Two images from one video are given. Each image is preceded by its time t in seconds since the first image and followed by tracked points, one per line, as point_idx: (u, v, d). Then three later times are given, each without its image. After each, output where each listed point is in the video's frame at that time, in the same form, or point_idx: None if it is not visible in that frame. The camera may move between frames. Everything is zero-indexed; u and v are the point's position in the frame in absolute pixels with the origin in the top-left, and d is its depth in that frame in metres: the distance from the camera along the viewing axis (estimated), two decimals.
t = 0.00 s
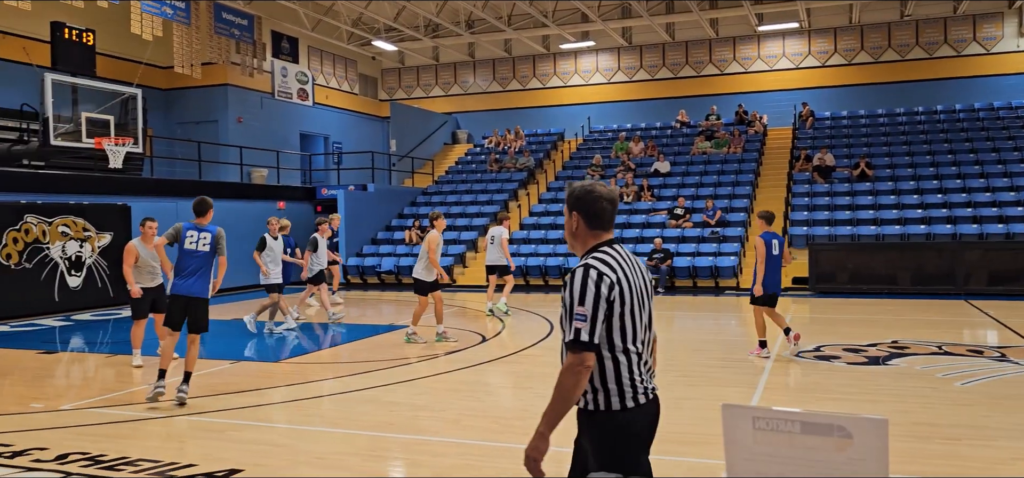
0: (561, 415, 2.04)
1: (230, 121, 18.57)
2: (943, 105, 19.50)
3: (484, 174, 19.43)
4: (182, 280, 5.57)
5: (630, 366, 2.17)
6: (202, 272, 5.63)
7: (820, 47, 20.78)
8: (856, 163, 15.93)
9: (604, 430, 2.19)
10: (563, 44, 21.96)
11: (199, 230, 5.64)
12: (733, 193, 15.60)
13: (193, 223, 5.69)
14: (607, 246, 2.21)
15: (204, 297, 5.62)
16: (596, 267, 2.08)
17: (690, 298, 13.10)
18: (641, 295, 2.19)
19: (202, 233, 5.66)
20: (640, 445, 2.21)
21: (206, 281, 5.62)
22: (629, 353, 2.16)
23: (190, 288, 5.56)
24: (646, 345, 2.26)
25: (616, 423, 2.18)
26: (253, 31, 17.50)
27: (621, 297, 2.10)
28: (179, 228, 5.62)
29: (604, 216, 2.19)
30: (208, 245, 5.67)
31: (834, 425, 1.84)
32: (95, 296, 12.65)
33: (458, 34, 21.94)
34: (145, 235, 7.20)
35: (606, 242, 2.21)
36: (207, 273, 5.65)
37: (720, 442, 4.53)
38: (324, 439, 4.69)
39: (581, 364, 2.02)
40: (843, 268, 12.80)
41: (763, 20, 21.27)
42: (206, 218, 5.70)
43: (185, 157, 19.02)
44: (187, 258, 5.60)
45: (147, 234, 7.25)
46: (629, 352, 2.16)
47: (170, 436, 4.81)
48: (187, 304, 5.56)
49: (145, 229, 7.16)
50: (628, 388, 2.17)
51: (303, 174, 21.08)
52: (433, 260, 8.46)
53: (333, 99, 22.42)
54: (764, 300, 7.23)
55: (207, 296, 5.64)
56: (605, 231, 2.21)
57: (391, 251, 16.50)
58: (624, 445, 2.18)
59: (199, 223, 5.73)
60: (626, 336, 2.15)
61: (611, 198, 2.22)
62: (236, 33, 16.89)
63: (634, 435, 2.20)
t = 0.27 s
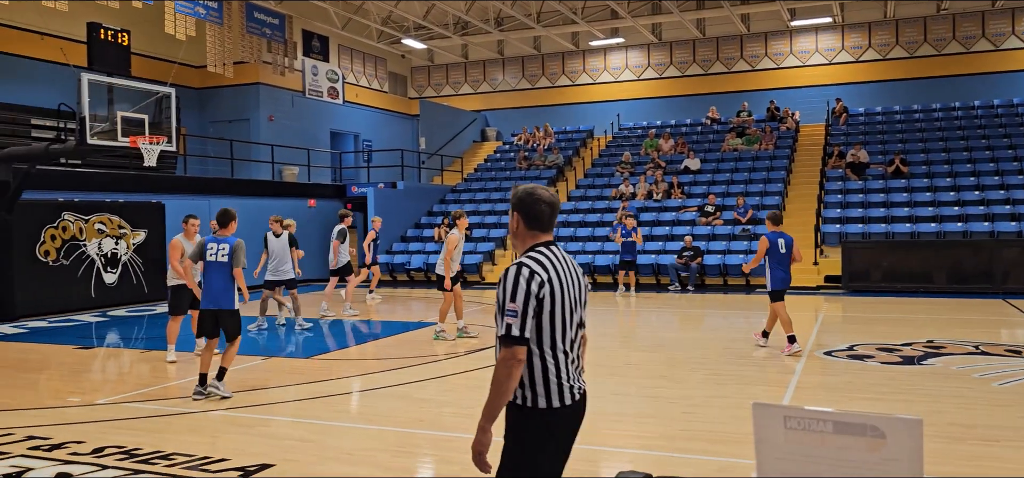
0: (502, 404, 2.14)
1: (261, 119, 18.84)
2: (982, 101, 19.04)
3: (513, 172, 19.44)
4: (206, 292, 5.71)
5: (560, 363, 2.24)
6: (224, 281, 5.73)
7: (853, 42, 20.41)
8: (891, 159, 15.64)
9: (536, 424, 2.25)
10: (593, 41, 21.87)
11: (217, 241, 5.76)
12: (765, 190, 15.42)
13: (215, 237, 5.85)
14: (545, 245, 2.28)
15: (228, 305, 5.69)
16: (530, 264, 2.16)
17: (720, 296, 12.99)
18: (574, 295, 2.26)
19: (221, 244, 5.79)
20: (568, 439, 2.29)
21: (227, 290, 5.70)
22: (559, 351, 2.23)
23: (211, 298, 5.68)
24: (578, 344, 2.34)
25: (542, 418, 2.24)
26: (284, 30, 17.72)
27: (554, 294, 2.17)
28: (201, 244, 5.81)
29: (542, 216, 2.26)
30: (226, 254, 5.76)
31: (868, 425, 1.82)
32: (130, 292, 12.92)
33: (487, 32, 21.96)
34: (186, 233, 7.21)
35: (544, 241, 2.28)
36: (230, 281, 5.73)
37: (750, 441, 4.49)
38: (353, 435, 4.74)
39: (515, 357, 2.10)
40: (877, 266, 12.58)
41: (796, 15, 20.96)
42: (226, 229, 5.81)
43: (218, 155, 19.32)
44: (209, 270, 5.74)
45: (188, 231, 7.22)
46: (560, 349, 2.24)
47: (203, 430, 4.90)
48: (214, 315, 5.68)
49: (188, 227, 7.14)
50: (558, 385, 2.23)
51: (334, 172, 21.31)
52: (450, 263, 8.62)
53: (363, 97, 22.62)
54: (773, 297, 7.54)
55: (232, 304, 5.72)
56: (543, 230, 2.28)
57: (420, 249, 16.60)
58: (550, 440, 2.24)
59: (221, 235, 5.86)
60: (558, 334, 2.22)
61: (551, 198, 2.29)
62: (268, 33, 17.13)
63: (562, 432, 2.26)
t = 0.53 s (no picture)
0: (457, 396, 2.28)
1: (287, 118, 19.02)
2: (1015, 97, 18.64)
3: (537, 169, 19.43)
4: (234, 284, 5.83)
5: (505, 353, 2.42)
6: (249, 273, 5.79)
7: (882, 38, 20.09)
8: (921, 156, 15.39)
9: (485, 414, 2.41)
10: (617, 38, 21.77)
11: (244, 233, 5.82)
12: (791, 187, 15.26)
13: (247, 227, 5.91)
14: (488, 241, 2.46)
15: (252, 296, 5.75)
16: (473, 260, 2.33)
17: (746, 294, 12.88)
18: (516, 288, 2.45)
19: (248, 234, 5.80)
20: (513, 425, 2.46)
21: (251, 282, 5.76)
22: (503, 341, 2.41)
23: (238, 288, 5.77)
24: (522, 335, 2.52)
25: (491, 406, 2.41)
26: (309, 29, 17.89)
27: (496, 287, 2.36)
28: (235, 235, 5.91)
29: (483, 215, 2.44)
30: (250, 245, 5.78)
31: (896, 425, 1.82)
32: (157, 288, 13.17)
33: (511, 29, 21.95)
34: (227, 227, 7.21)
35: (487, 237, 2.46)
36: (254, 273, 5.77)
37: (776, 441, 4.45)
38: (377, 432, 4.78)
39: (464, 349, 2.25)
40: (906, 265, 12.38)
41: (824, 11, 20.67)
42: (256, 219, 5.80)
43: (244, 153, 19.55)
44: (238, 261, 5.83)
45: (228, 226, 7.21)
46: (505, 339, 2.42)
47: (230, 426, 4.98)
48: (241, 306, 5.79)
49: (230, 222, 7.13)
50: (501, 374, 2.41)
51: (359, 170, 21.46)
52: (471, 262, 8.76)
53: (388, 95, 22.75)
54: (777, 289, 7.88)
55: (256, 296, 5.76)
56: (485, 227, 2.46)
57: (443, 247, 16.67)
58: (497, 426, 2.42)
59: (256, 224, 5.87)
60: (503, 325, 2.41)
61: (492, 197, 2.47)
62: (293, 32, 17.29)
63: (508, 419, 2.44)
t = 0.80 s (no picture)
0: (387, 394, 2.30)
1: (308, 116, 19.15)
2: None
3: (556, 167, 19.40)
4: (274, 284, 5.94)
5: (439, 350, 2.38)
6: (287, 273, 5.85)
7: (906, 34, 19.83)
8: (945, 154, 15.17)
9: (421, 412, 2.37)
10: (637, 36, 21.68)
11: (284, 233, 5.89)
12: (813, 186, 15.12)
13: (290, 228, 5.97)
14: (427, 239, 2.43)
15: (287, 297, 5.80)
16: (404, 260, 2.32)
17: (766, 293, 12.78)
18: (451, 285, 2.41)
19: (289, 235, 5.88)
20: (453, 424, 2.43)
21: (288, 282, 5.82)
22: (437, 338, 2.38)
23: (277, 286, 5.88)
24: (460, 331, 2.48)
25: (427, 402, 2.37)
26: (330, 27, 18.02)
27: (426, 288, 2.33)
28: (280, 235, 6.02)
29: (422, 214, 2.41)
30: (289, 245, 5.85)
31: (918, 426, 1.99)
32: (179, 285, 13.34)
33: (531, 27, 21.94)
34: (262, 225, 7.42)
35: (426, 236, 2.43)
36: (292, 273, 5.82)
37: (797, 441, 4.41)
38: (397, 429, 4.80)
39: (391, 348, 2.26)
40: (930, 264, 12.21)
41: (847, 7, 20.43)
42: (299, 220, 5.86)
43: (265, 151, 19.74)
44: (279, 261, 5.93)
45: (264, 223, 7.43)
46: (439, 336, 2.39)
47: (251, 422, 5.03)
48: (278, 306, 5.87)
49: (265, 221, 7.38)
50: (435, 371, 2.37)
51: (378, 168, 21.56)
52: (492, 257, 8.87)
53: (408, 94, 22.84)
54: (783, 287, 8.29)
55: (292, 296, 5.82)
56: (424, 226, 2.43)
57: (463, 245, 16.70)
58: (433, 421, 2.38)
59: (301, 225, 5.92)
60: (435, 322, 2.38)
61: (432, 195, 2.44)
62: (314, 31, 17.42)
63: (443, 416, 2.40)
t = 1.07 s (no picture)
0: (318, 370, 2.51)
1: (325, 115, 19.25)
2: None
3: (572, 166, 19.37)
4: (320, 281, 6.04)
5: (381, 340, 2.54)
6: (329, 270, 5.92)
7: (926, 31, 19.60)
8: (965, 152, 14.99)
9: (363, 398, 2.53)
10: (653, 34, 21.60)
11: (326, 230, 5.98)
12: (831, 184, 15.02)
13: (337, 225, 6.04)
14: (376, 236, 2.61)
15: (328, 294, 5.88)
16: (347, 253, 2.51)
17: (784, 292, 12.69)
18: (394, 280, 2.58)
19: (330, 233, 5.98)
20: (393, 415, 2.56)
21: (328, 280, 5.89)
22: (378, 327, 2.54)
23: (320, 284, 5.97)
24: (406, 325, 2.63)
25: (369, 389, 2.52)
26: (347, 26, 18.11)
27: (367, 279, 2.51)
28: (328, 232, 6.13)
29: (371, 212, 2.60)
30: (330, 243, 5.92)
31: (939, 426, 1.82)
32: (196, 283, 13.48)
33: (546, 25, 21.93)
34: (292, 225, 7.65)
35: (375, 232, 2.61)
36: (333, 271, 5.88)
37: (814, 441, 4.38)
38: (412, 426, 4.83)
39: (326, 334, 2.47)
40: (950, 264, 12.06)
41: (866, 3, 20.23)
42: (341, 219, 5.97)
43: (282, 150, 19.88)
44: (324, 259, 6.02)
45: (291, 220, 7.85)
46: (380, 326, 2.55)
47: (269, 419, 5.09)
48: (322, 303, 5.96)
49: (293, 220, 7.64)
50: (374, 360, 2.52)
51: (394, 166, 21.64)
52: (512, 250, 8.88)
53: (424, 92, 22.91)
54: (791, 281, 8.64)
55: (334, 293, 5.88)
56: (374, 223, 2.61)
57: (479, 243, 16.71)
58: (377, 407, 2.52)
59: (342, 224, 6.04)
60: (377, 313, 2.55)
61: (382, 195, 2.62)
62: (330, 29, 17.52)
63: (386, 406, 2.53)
